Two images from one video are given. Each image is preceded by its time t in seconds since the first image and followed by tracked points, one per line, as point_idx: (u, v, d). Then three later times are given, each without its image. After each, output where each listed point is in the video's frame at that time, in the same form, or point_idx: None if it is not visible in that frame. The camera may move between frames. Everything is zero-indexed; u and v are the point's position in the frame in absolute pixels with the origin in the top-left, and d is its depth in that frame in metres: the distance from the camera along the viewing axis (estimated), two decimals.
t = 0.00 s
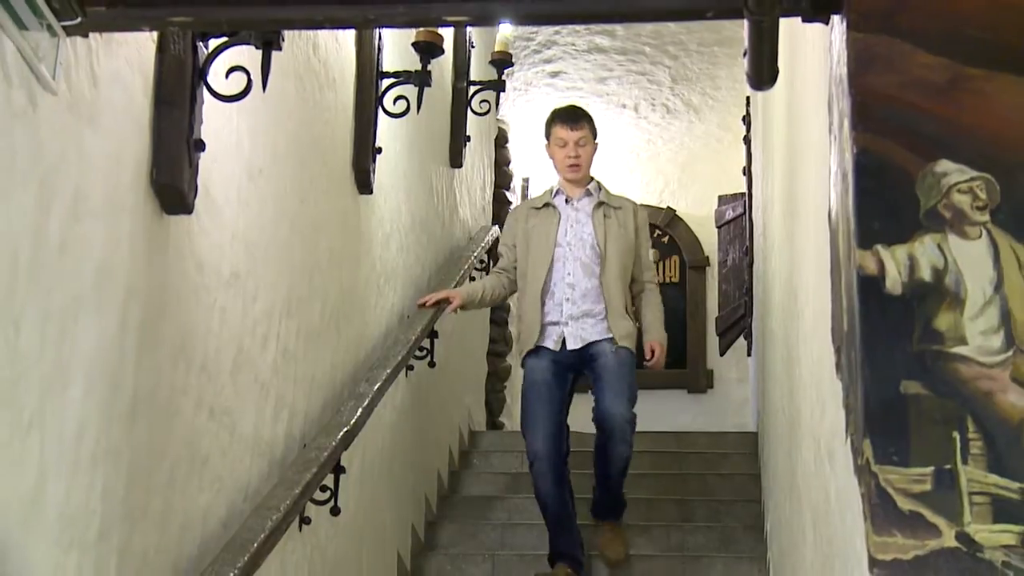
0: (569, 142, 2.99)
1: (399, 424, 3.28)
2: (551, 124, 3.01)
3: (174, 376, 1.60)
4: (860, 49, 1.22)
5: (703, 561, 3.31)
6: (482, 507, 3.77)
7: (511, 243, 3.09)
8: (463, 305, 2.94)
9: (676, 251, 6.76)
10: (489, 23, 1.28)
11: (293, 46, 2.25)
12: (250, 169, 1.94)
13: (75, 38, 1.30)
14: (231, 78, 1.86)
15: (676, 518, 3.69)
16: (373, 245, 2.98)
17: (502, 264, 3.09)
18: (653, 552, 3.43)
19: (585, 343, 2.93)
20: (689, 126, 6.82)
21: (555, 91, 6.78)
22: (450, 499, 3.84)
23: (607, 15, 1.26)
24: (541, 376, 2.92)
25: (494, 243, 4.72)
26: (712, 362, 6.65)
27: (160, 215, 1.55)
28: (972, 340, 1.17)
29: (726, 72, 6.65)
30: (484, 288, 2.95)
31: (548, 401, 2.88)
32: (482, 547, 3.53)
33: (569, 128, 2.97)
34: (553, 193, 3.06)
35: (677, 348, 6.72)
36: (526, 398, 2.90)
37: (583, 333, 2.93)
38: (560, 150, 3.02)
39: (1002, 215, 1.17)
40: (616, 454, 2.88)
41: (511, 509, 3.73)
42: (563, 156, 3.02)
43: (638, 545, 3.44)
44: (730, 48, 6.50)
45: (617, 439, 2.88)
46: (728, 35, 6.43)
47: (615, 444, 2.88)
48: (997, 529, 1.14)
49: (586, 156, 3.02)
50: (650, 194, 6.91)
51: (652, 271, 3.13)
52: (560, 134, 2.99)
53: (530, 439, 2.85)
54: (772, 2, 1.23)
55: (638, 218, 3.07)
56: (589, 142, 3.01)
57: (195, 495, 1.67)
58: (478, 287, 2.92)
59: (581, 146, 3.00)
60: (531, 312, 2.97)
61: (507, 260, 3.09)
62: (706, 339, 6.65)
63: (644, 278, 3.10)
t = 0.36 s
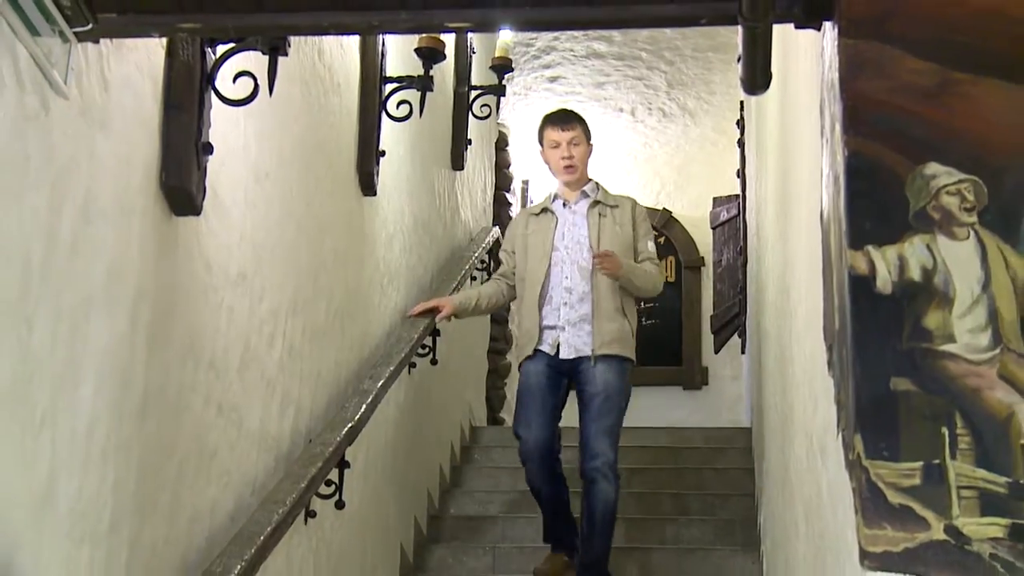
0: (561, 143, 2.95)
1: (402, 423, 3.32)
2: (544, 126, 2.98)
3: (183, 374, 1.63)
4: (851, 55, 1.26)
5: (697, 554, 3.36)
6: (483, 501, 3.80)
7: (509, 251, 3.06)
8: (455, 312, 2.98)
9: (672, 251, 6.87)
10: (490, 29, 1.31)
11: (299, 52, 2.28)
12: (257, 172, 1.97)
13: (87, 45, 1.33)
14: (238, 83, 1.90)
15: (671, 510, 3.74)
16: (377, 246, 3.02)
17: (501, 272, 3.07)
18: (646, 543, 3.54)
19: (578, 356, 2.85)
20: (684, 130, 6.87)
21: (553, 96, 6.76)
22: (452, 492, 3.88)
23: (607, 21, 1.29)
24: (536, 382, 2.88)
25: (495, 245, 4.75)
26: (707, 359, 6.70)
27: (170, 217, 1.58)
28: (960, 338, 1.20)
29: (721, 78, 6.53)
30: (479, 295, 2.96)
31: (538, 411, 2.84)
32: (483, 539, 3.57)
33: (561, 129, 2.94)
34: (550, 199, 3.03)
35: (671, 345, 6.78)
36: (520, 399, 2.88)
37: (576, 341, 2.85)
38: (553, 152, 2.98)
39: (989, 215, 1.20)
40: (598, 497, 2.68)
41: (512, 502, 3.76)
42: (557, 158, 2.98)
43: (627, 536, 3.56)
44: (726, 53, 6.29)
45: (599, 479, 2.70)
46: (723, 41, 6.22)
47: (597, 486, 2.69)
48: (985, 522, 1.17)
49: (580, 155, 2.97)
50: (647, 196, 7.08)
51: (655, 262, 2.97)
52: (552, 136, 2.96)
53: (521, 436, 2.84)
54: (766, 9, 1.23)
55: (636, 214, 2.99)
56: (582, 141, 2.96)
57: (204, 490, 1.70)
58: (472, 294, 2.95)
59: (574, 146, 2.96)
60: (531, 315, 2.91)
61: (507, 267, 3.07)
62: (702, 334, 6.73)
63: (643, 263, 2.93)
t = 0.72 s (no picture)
0: (567, 138, 2.92)
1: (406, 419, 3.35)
2: (552, 119, 2.95)
3: (195, 368, 1.68)
4: (840, 60, 1.30)
5: (691, 542, 3.44)
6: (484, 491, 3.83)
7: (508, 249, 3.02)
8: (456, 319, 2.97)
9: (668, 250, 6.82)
10: (492, 36, 1.35)
11: (308, 58, 2.33)
12: (267, 173, 2.02)
13: (103, 51, 1.38)
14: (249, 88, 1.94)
15: (663, 500, 3.78)
16: (382, 246, 3.07)
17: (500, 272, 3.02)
18: (640, 533, 3.58)
19: (581, 359, 2.82)
20: (680, 134, 6.94)
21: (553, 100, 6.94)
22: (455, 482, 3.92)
23: (607, 28, 1.33)
24: (538, 377, 2.85)
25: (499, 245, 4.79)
26: (701, 355, 6.70)
27: (183, 217, 1.63)
28: (946, 334, 1.24)
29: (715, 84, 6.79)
30: (478, 298, 2.94)
31: (539, 406, 2.81)
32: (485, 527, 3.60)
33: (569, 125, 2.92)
34: (550, 197, 2.99)
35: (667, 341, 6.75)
36: (521, 401, 2.84)
37: (579, 343, 2.82)
38: (558, 145, 2.94)
39: (974, 216, 1.25)
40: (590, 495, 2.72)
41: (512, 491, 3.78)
42: (561, 152, 2.94)
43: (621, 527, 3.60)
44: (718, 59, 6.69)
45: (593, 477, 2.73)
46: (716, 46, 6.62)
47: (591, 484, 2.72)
48: (970, 511, 1.22)
49: (585, 153, 2.94)
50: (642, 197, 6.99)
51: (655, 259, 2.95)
52: (557, 131, 2.93)
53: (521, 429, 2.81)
54: (759, 16, 1.27)
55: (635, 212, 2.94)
56: (588, 139, 2.95)
57: (215, 481, 1.75)
58: (472, 301, 2.92)
59: (580, 142, 2.93)
60: (532, 315, 2.88)
61: (506, 268, 3.02)
62: (696, 331, 6.72)
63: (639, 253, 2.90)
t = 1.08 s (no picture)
0: (552, 151, 2.92)
1: (410, 412, 3.40)
2: (539, 132, 2.95)
3: (207, 358, 1.73)
4: (831, 59, 1.34)
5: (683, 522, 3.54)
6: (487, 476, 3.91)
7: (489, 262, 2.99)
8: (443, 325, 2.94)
9: (664, 245, 6.93)
10: (493, 36, 1.39)
11: (316, 57, 2.37)
12: (276, 169, 2.06)
13: (118, 51, 1.42)
14: (259, 87, 1.99)
15: (659, 484, 3.91)
16: (388, 241, 3.12)
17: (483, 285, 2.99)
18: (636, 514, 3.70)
19: (564, 370, 2.81)
20: (675, 130, 7.08)
21: (553, 99, 7.06)
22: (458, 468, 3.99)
23: (604, 29, 1.37)
24: (521, 406, 2.82)
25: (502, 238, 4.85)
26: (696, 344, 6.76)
27: (194, 212, 1.67)
28: (933, 324, 1.29)
29: (710, 81, 6.90)
30: (465, 305, 2.93)
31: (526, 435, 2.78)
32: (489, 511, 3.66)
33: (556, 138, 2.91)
34: (533, 215, 2.99)
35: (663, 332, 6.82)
36: (507, 430, 2.82)
37: (560, 357, 2.81)
38: (542, 158, 2.94)
39: (960, 211, 1.29)
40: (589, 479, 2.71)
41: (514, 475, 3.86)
42: (546, 164, 2.94)
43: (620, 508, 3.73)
44: (713, 59, 6.75)
45: (589, 464, 2.72)
46: (712, 48, 6.68)
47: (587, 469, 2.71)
48: (955, 495, 1.26)
49: (570, 167, 2.94)
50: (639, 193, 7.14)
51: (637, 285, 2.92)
52: (544, 143, 2.92)
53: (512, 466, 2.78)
54: (752, 16, 1.31)
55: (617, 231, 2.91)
56: (574, 153, 2.94)
57: (226, 468, 1.80)
58: (457, 312, 2.90)
59: (566, 156, 2.93)
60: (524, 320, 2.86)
61: (487, 282, 2.99)
62: (691, 322, 6.79)
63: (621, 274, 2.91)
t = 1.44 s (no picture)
0: (548, 141, 2.96)
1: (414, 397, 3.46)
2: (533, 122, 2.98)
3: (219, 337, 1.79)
4: (822, 50, 1.38)
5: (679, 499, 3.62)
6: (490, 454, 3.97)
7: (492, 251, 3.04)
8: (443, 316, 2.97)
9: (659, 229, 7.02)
10: (495, 27, 1.44)
11: (325, 48, 2.42)
12: (286, 157, 2.12)
13: (133, 43, 1.47)
14: (269, 77, 2.05)
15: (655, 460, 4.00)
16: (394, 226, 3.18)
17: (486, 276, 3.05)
18: (635, 490, 3.78)
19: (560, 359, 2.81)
20: (671, 119, 7.19)
21: (553, 89, 7.23)
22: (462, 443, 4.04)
23: (602, 20, 1.42)
24: (520, 391, 2.84)
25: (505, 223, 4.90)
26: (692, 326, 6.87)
27: (207, 198, 1.73)
28: (920, 305, 1.33)
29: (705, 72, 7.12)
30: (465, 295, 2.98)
31: (523, 419, 2.81)
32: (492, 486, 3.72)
33: (550, 127, 2.94)
34: (532, 201, 3.02)
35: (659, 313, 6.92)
36: (506, 412, 2.85)
37: (556, 344, 2.82)
38: (539, 148, 2.98)
39: (945, 196, 1.34)
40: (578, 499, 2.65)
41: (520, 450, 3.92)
42: (541, 154, 2.98)
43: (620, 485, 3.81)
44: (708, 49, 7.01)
45: (578, 483, 2.66)
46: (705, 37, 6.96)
47: (577, 489, 2.65)
48: (941, 470, 1.31)
49: (566, 156, 2.98)
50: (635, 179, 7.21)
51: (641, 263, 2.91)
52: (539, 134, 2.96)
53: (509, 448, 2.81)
54: (745, 9, 1.36)
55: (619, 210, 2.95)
56: (569, 142, 2.98)
57: (237, 444, 1.86)
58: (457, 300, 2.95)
59: (560, 145, 2.96)
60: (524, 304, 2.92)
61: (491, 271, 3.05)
62: (686, 304, 6.87)
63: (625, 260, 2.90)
